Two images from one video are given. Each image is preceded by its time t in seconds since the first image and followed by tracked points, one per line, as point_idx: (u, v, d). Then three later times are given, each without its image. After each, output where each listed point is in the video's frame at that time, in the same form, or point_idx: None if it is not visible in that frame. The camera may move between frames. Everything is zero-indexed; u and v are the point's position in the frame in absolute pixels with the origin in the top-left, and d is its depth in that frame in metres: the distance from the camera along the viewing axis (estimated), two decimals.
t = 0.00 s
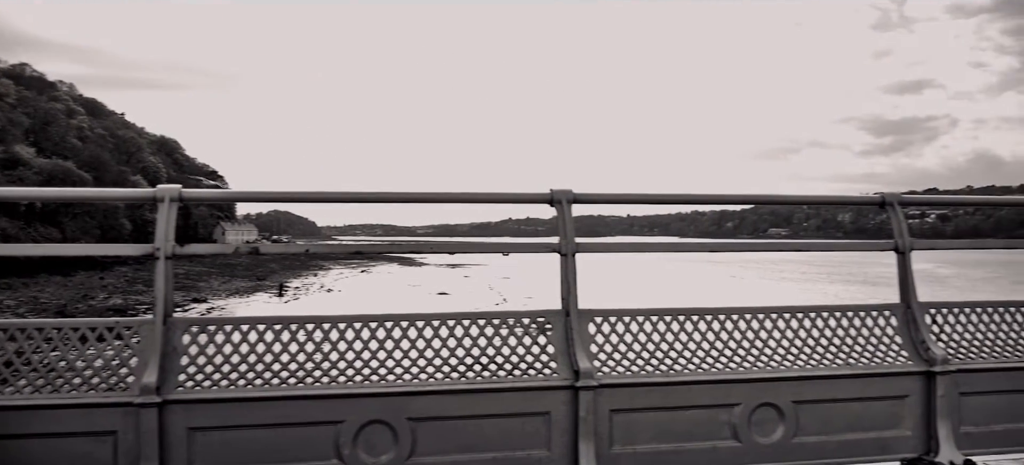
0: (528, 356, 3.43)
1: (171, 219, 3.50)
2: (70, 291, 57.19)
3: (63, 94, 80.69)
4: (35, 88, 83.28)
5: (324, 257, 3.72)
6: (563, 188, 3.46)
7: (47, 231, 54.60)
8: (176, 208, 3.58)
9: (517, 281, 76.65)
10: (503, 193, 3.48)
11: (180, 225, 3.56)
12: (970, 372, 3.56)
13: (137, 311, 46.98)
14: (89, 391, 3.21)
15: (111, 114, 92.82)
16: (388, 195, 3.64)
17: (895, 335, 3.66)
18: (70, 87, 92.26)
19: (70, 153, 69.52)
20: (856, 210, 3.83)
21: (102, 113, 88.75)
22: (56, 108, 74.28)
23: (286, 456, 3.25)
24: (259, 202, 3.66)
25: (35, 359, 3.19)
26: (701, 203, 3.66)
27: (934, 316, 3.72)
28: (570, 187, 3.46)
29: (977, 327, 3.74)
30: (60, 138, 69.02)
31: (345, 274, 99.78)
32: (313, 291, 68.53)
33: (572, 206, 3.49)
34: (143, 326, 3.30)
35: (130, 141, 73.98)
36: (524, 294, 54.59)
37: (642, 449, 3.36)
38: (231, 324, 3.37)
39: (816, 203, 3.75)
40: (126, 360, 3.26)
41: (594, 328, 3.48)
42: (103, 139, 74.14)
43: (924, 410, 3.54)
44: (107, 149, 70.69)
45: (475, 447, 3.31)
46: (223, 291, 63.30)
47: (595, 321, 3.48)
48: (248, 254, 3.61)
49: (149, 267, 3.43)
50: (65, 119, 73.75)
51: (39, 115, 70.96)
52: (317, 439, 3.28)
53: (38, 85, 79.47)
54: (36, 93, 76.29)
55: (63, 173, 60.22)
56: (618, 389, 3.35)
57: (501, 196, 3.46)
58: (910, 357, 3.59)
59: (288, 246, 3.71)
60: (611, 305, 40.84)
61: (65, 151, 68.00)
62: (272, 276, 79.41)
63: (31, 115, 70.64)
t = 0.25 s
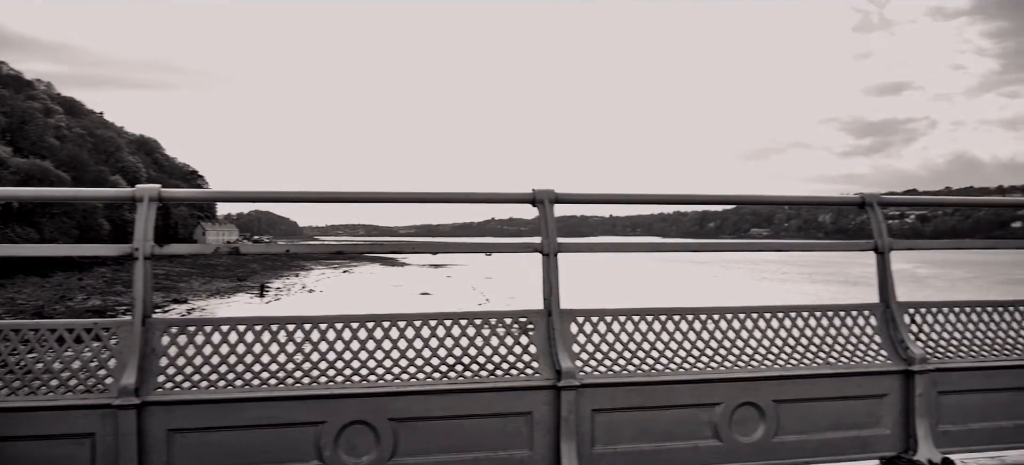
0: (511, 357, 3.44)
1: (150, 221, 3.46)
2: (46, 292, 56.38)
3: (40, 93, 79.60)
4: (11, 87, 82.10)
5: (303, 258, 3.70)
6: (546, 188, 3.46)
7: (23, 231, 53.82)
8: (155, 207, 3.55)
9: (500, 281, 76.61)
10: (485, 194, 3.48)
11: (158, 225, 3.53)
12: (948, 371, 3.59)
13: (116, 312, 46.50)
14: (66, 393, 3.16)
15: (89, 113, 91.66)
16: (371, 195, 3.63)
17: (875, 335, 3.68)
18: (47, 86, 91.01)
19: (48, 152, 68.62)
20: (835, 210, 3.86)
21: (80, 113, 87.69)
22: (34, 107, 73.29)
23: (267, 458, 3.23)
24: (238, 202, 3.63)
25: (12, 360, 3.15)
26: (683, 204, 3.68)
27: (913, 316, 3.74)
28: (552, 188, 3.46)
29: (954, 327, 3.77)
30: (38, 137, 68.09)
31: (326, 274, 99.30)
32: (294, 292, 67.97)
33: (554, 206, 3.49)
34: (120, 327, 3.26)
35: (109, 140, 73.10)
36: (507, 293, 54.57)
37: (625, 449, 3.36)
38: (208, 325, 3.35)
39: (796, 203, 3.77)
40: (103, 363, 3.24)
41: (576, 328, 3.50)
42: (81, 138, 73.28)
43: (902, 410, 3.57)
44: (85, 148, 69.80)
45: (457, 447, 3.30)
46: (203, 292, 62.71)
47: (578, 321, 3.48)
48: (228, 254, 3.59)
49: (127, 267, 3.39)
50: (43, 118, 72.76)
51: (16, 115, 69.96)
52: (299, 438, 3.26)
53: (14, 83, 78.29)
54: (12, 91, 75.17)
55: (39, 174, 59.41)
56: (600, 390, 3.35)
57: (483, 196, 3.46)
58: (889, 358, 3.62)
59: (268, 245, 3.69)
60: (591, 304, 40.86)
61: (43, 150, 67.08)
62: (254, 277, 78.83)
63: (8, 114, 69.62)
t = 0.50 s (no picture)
0: (493, 355, 3.43)
1: (129, 219, 3.43)
2: (22, 292, 55.66)
3: (16, 91, 78.48)
4: None
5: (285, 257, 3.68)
6: (527, 188, 3.46)
7: None
8: (134, 206, 3.51)
9: (483, 281, 76.54)
10: (466, 193, 3.48)
11: (137, 225, 3.50)
12: (925, 369, 3.62)
13: (93, 311, 45.95)
14: (43, 394, 3.13)
15: (67, 111, 90.54)
16: (352, 194, 3.61)
17: (854, 333, 3.71)
18: (24, 83, 89.78)
19: (24, 151, 67.71)
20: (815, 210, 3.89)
21: (58, 111, 86.60)
22: (10, 105, 72.27)
23: (248, 457, 3.21)
24: (219, 200, 3.60)
25: None
26: (664, 205, 3.69)
27: (891, 315, 3.79)
28: (533, 188, 3.47)
29: (931, 326, 3.82)
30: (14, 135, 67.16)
31: (308, 274, 98.73)
32: (275, 291, 67.43)
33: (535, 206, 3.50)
34: (98, 327, 3.23)
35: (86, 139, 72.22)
36: (489, 293, 54.55)
37: (606, 447, 3.36)
38: (189, 326, 3.33)
39: (778, 202, 3.79)
40: (81, 363, 3.20)
41: (557, 328, 3.51)
42: (58, 136, 72.42)
43: (881, 407, 3.61)
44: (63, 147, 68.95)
45: (438, 447, 3.29)
46: (183, 291, 62.12)
47: (559, 320, 3.49)
48: (208, 253, 3.56)
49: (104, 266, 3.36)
50: (19, 116, 71.76)
51: None
52: (279, 440, 3.24)
53: None
54: None
55: (16, 173, 58.60)
56: (582, 389, 3.35)
57: (465, 196, 3.46)
58: (868, 355, 3.65)
59: (249, 245, 3.68)
60: (572, 303, 40.90)
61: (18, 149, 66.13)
62: (234, 276, 78.21)
63: None
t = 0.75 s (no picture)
0: (474, 353, 3.43)
1: (106, 217, 3.40)
2: None
3: None
4: None
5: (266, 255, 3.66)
6: (508, 186, 3.46)
7: None
8: (112, 204, 3.48)
9: (465, 279, 76.45)
10: (446, 192, 3.47)
11: (114, 223, 3.46)
12: (901, 366, 3.67)
13: (69, 310, 45.35)
14: (20, 394, 3.10)
15: (43, 107, 89.28)
16: (332, 192, 3.61)
17: (832, 329, 3.75)
18: None
19: None
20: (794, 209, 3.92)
21: (34, 107, 85.40)
22: None
23: (226, 456, 3.18)
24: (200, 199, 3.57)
25: None
26: (645, 202, 3.69)
27: (869, 313, 3.83)
28: (515, 185, 3.47)
29: (909, 322, 3.86)
30: None
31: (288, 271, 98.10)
32: (256, 289, 67.03)
33: (517, 204, 3.49)
34: (75, 326, 3.19)
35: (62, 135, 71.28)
36: (471, 290, 54.48)
37: (586, 445, 3.37)
38: (167, 325, 3.30)
39: (759, 199, 3.80)
40: (57, 362, 3.16)
41: (539, 325, 3.51)
42: (35, 133, 71.42)
43: (859, 403, 3.64)
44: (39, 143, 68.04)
45: (418, 445, 3.29)
46: (162, 290, 61.61)
47: (540, 318, 3.50)
48: (186, 251, 3.54)
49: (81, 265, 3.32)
50: None
51: None
52: (259, 438, 3.22)
53: None
54: None
55: None
56: (562, 386, 3.36)
57: (445, 194, 3.45)
58: (846, 352, 3.69)
59: (230, 244, 3.64)
60: (551, 301, 40.93)
61: None
62: (215, 275, 77.52)
63: None
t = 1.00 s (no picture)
0: (454, 351, 3.43)
1: (83, 214, 3.36)
2: None
3: None
4: None
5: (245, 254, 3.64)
6: (489, 184, 3.46)
7: None
8: (89, 203, 3.44)
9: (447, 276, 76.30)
10: (426, 190, 3.47)
11: (92, 220, 3.43)
12: (878, 362, 3.71)
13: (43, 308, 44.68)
14: None
15: (18, 103, 87.86)
16: (313, 190, 3.59)
17: (810, 327, 3.78)
18: None
19: None
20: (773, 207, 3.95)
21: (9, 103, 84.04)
22: None
23: (205, 456, 3.16)
24: (180, 197, 3.54)
25: None
26: (625, 201, 3.70)
27: (847, 310, 3.87)
28: (496, 184, 3.47)
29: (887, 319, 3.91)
30: None
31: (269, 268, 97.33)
32: (236, 287, 66.47)
33: (498, 203, 3.49)
34: (52, 325, 3.16)
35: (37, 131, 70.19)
36: (452, 288, 54.41)
37: (566, 443, 3.38)
38: (145, 324, 3.27)
39: (738, 197, 3.83)
40: (34, 362, 3.12)
41: (519, 324, 3.51)
42: (9, 129, 70.29)
43: (838, 400, 3.67)
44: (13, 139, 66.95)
45: (398, 444, 3.28)
46: (141, 288, 60.94)
47: (520, 316, 3.51)
48: (165, 249, 3.50)
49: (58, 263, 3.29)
50: None
51: None
52: (238, 438, 3.20)
53: None
54: None
55: None
56: (542, 384, 3.37)
57: (425, 193, 3.45)
58: (824, 349, 3.72)
59: (210, 241, 3.61)
60: (529, 299, 40.91)
61: None
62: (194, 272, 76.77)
63: None
